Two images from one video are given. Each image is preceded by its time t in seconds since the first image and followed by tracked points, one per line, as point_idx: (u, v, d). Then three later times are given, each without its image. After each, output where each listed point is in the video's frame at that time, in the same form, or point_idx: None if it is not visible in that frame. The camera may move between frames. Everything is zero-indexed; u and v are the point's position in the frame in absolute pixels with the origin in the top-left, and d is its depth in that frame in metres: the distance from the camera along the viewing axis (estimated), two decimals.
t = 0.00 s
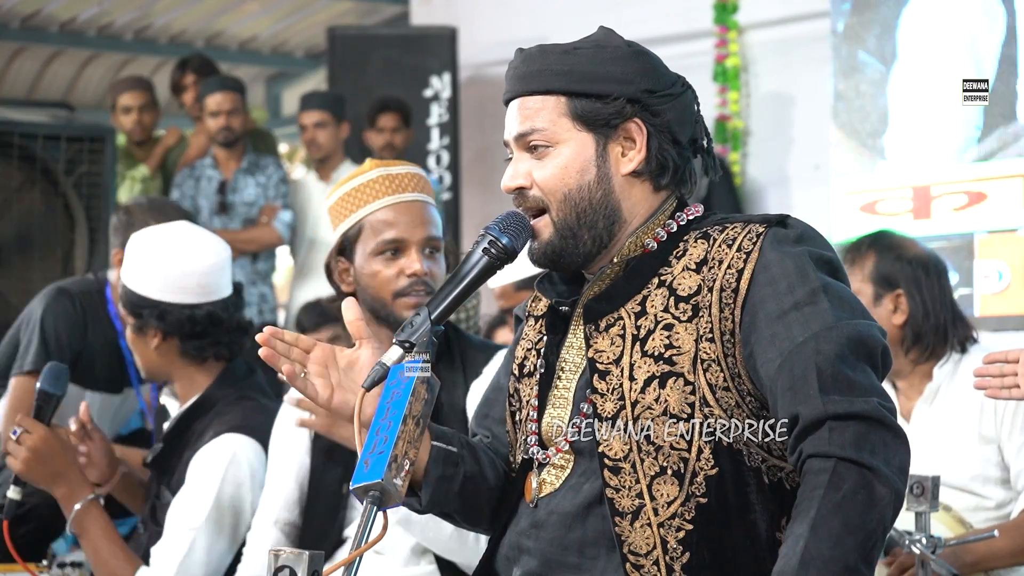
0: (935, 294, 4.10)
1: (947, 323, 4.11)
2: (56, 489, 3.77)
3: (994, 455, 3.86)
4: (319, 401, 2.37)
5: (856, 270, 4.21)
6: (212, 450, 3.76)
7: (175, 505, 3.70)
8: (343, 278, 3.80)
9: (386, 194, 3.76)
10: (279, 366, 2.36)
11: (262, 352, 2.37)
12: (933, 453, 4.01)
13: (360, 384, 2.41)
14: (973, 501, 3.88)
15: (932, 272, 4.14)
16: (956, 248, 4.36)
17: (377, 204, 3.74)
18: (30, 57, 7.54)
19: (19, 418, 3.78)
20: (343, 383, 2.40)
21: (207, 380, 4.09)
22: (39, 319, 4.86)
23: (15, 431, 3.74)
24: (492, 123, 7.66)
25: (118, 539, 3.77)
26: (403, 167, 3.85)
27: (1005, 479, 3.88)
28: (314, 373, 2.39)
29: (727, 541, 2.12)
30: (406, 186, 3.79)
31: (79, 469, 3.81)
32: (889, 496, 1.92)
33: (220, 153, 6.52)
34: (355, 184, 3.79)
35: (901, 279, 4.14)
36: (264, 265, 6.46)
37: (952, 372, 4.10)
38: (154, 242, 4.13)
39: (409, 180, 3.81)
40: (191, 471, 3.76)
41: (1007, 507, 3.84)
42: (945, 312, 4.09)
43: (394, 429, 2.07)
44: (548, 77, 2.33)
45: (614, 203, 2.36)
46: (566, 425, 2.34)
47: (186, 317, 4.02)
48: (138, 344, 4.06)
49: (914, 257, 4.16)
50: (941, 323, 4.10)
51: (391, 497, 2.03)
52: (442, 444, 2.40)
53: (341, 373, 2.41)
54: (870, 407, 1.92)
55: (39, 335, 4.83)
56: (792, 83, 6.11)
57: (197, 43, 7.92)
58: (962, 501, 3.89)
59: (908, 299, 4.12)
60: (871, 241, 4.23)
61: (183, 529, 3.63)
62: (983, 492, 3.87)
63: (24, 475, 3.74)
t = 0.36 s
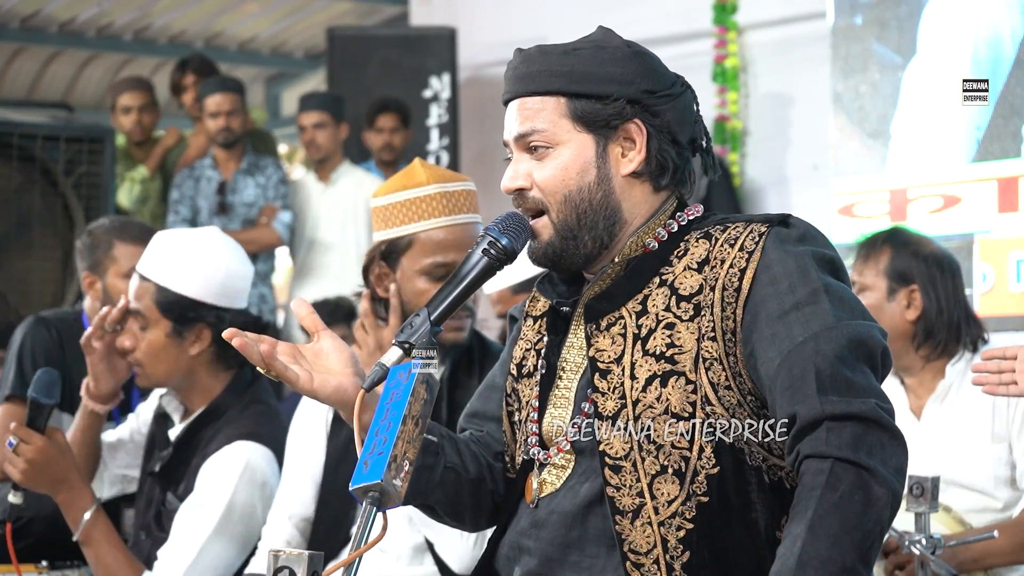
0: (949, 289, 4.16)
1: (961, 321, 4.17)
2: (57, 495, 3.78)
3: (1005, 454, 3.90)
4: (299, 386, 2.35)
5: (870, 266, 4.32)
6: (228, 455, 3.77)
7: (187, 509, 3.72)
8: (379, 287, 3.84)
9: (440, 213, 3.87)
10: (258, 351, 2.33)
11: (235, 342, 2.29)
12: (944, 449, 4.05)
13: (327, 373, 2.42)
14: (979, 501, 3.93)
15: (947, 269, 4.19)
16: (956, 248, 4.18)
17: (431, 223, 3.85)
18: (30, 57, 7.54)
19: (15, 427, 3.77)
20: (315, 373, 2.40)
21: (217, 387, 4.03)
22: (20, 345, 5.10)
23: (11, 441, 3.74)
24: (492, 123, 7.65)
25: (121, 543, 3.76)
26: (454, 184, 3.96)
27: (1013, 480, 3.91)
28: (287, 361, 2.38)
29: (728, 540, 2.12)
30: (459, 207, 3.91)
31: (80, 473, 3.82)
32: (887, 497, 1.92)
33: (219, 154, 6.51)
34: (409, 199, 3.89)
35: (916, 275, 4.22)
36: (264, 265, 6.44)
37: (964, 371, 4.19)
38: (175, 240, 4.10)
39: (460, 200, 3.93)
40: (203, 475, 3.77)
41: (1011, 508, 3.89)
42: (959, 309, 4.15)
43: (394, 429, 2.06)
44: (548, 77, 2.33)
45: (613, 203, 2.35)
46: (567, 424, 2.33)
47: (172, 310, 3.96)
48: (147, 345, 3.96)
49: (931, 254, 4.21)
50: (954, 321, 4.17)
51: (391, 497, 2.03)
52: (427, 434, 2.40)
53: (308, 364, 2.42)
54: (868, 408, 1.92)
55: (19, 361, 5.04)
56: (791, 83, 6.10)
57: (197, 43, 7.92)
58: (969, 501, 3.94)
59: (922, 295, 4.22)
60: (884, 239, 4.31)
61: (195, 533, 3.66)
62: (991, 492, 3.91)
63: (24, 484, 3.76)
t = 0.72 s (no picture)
0: (949, 292, 4.13)
1: (961, 322, 4.14)
2: (58, 498, 3.77)
3: (1002, 458, 3.90)
4: (291, 421, 2.31)
5: (868, 269, 4.25)
6: (230, 457, 3.77)
7: (190, 511, 3.73)
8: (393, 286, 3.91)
9: (465, 219, 3.91)
10: (247, 392, 2.28)
11: (222, 387, 2.24)
12: (942, 454, 4.06)
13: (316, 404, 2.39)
14: (979, 505, 3.92)
15: (944, 270, 4.17)
16: (956, 249, 4.31)
17: (454, 228, 3.89)
18: (30, 58, 7.54)
19: (17, 429, 3.76)
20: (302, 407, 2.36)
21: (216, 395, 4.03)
22: (13, 344, 5.16)
23: (13, 443, 3.73)
24: (492, 124, 7.66)
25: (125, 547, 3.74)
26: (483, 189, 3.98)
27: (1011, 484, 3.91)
28: (274, 399, 2.33)
29: (730, 541, 2.13)
30: (485, 214, 3.94)
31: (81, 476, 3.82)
32: (889, 499, 1.92)
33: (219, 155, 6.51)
34: (435, 200, 3.91)
35: (914, 278, 4.17)
36: (264, 266, 6.44)
37: (964, 373, 4.15)
38: (184, 243, 4.16)
39: (485, 206, 3.96)
40: (205, 478, 3.77)
41: (1010, 511, 3.88)
42: (958, 311, 4.13)
43: (393, 431, 2.06)
44: (551, 78, 2.33)
45: (616, 204, 2.35)
46: (570, 425, 2.34)
47: (181, 314, 4.01)
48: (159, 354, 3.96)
49: (928, 255, 4.19)
50: (954, 323, 4.14)
51: (391, 498, 2.04)
52: (427, 450, 2.42)
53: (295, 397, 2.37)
54: (869, 409, 1.92)
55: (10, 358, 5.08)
56: (791, 83, 6.11)
57: (197, 44, 7.91)
58: (970, 505, 3.94)
59: (921, 299, 4.16)
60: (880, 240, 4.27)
61: (199, 534, 3.65)
62: (991, 496, 3.90)
63: (25, 486, 3.75)
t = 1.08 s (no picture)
0: (950, 293, 4.16)
1: (962, 322, 4.16)
2: (65, 495, 3.77)
3: (1005, 460, 3.92)
4: (286, 476, 2.24)
5: (868, 273, 4.26)
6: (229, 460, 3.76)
7: (194, 511, 3.72)
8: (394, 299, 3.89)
9: (448, 230, 3.84)
10: (238, 459, 2.20)
11: (212, 459, 2.15)
12: (943, 456, 4.06)
13: (308, 452, 2.31)
14: (980, 507, 3.93)
15: (944, 271, 4.20)
16: (956, 249, 4.35)
17: (437, 240, 3.82)
18: (31, 58, 7.54)
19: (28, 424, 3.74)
20: (294, 461, 2.29)
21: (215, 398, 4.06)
22: None
23: (23, 439, 3.71)
24: (493, 124, 7.66)
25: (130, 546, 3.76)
26: (463, 198, 3.91)
27: (1014, 486, 3.94)
28: (264, 459, 2.26)
29: (733, 542, 2.13)
30: (469, 222, 3.89)
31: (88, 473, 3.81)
32: (891, 500, 1.92)
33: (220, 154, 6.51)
34: (415, 214, 3.85)
35: (913, 279, 4.18)
36: (265, 266, 6.45)
37: (967, 375, 4.12)
38: (177, 248, 4.14)
39: (469, 214, 3.89)
40: (208, 478, 3.78)
41: (1012, 514, 3.90)
42: (959, 310, 4.15)
43: (395, 431, 2.07)
44: (556, 77, 2.33)
45: (619, 205, 2.36)
46: (573, 425, 2.34)
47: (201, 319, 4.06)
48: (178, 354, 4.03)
49: (926, 256, 4.21)
50: (955, 322, 4.15)
51: (392, 497, 2.04)
52: (421, 476, 2.40)
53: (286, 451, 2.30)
54: (872, 410, 1.92)
55: None
56: (792, 85, 6.11)
57: (197, 44, 7.91)
58: (971, 507, 3.95)
59: (922, 301, 4.16)
60: (877, 243, 4.30)
61: (203, 537, 3.65)
62: (993, 498, 3.92)
63: (34, 483, 3.73)
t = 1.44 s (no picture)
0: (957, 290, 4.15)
1: (969, 319, 4.15)
2: (73, 492, 3.72)
3: (1007, 457, 3.93)
4: (301, 461, 2.24)
5: (873, 271, 4.25)
6: (232, 458, 3.82)
7: (199, 510, 3.76)
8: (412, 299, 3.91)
9: (467, 234, 3.83)
10: (257, 438, 2.20)
11: (232, 436, 2.15)
12: (945, 454, 4.06)
13: (325, 438, 2.31)
14: (983, 505, 3.94)
15: (952, 270, 4.19)
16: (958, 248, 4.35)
17: (457, 243, 3.82)
18: (32, 58, 7.53)
19: (37, 419, 3.64)
20: (311, 445, 2.29)
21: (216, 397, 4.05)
22: None
23: (34, 434, 3.61)
24: (495, 124, 7.66)
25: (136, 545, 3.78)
26: (486, 200, 3.88)
27: (1016, 484, 3.94)
28: (282, 441, 2.26)
29: (736, 542, 2.13)
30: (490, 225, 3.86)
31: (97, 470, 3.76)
32: (895, 500, 1.92)
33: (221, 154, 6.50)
34: (434, 215, 3.84)
35: (921, 276, 4.18)
36: (266, 266, 6.45)
37: (970, 373, 4.13)
38: (178, 252, 4.15)
39: (490, 218, 3.87)
40: (211, 477, 3.82)
41: (1014, 512, 3.91)
42: (965, 307, 4.14)
43: (397, 431, 2.07)
44: (558, 79, 2.33)
45: (621, 206, 2.36)
46: (576, 425, 2.34)
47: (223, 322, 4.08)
48: (199, 360, 3.97)
49: (933, 254, 4.22)
50: (961, 320, 4.14)
51: (394, 497, 2.03)
52: (430, 470, 2.38)
53: (303, 433, 2.30)
54: (876, 411, 1.92)
55: None
56: (794, 85, 6.11)
57: (199, 44, 7.91)
58: (973, 505, 3.95)
59: (930, 297, 4.15)
60: (876, 243, 4.31)
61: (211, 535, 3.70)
62: (996, 497, 3.92)
63: (42, 477, 3.65)
